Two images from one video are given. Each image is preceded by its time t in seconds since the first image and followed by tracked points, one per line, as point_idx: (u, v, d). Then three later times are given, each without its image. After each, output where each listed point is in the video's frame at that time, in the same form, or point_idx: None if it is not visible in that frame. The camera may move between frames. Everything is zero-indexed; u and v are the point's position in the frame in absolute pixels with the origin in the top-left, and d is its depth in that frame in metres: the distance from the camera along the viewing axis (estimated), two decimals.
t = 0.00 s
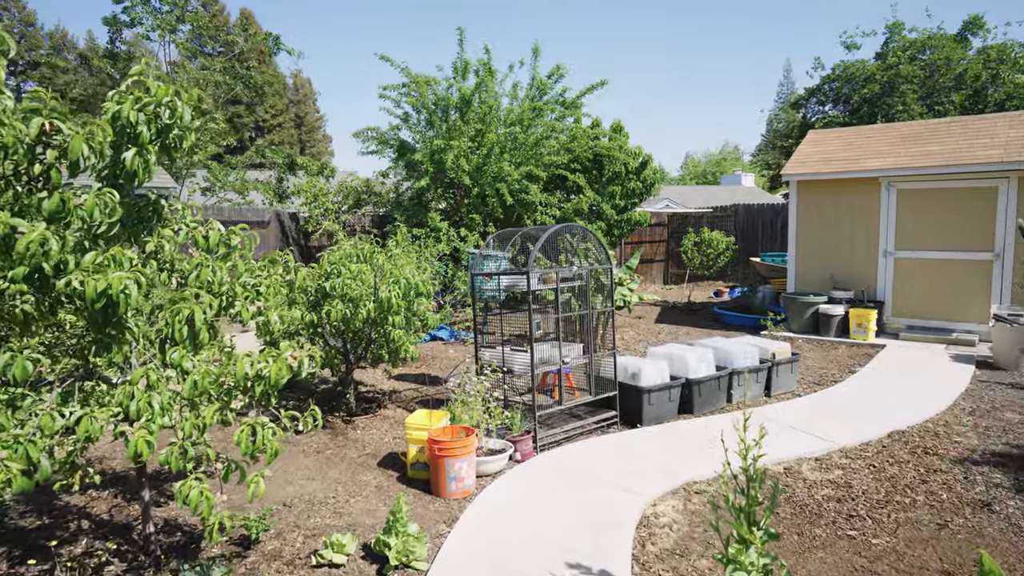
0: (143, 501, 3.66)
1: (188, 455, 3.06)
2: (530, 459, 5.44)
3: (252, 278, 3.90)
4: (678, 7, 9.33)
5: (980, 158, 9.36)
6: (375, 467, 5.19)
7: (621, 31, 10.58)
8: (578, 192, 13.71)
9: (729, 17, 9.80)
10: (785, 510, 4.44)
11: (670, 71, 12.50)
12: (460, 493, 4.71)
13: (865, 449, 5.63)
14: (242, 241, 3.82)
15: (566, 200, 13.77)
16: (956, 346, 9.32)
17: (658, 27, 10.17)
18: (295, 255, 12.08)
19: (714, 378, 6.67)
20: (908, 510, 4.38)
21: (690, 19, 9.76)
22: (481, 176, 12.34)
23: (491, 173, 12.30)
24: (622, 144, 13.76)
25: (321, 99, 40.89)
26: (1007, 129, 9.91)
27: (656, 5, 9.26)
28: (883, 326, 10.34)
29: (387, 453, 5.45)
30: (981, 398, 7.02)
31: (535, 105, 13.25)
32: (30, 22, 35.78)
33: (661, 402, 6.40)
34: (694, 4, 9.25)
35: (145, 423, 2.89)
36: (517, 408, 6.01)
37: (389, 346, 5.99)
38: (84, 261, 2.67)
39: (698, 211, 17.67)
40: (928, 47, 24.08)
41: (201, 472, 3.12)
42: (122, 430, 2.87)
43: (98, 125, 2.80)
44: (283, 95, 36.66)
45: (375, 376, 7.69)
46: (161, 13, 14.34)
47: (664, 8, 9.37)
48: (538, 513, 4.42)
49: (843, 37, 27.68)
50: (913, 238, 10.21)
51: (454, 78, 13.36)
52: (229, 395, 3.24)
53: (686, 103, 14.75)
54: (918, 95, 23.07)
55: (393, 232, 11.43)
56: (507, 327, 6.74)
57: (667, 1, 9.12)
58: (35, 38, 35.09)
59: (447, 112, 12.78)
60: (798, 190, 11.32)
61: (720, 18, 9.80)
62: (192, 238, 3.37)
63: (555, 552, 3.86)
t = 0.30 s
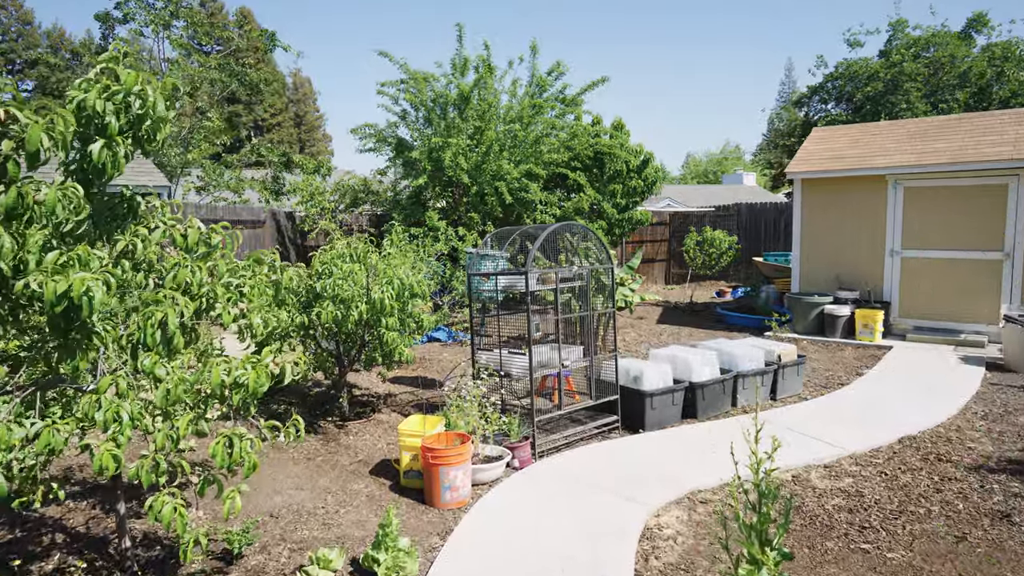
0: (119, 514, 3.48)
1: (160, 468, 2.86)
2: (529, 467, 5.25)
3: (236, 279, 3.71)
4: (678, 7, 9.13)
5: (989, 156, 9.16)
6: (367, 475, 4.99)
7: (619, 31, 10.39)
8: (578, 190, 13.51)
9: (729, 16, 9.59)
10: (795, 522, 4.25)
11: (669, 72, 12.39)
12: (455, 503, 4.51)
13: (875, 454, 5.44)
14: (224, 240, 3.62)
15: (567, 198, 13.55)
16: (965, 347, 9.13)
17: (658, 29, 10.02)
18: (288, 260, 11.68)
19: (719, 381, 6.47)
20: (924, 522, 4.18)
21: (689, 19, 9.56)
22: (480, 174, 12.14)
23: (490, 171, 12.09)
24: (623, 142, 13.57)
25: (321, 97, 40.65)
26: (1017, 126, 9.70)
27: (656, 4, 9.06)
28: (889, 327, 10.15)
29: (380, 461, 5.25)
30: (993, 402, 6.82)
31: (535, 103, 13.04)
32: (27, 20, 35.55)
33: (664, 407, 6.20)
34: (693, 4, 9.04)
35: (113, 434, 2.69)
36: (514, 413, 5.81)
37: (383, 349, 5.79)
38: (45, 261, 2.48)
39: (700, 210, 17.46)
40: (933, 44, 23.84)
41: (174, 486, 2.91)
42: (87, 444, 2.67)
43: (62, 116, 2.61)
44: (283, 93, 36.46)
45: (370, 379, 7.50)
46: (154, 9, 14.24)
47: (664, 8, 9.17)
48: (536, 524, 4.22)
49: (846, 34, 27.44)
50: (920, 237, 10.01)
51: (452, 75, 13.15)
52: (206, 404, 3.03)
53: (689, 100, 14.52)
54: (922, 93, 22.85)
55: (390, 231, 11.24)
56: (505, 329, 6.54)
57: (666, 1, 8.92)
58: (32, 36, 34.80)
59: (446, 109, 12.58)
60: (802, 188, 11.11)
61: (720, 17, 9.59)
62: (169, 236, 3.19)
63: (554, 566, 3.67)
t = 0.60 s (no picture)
0: (90, 536, 3.30)
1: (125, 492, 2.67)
2: (525, 480, 5.06)
3: (213, 287, 3.51)
4: (677, 6, 8.95)
5: (997, 157, 8.96)
6: (356, 488, 4.81)
7: (618, 30, 10.19)
8: (578, 191, 13.32)
9: (727, 16, 9.41)
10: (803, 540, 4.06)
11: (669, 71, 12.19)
12: (446, 519, 4.32)
13: (884, 466, 5.26)
14: (201, 245, 3.42)
15: (566, 199, 13.36)
16: (973, 352, 8.94)
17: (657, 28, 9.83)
18: (284, 265, 11.55)
19: (722, 389, 6.28)
20: (937, 540, 3.99)
21: (688, 19, 9.37)
22: (478, 175, 11.95)
23: (488, 171, 11.90)
24: (623, 142, 13.38)
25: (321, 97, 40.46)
26: None
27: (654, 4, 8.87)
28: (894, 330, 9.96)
29: (370, 473, 5.07)
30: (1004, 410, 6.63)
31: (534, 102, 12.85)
32: (26, 20, 35.40)
33: (664, 415, 6.01)
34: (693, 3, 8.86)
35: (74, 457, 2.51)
36: (510, 423, 5.62)
37: (375, 356, 5.61)
38: None
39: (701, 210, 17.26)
40: (936, 43, 23.61)
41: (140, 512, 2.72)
42: (44, 468, 2.48)
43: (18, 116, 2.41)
44: (282, 92, 36.31)
45: (363, 386, 7.31)
46: (148, 7, 13.97)
47: (663, 8, 8.99)
48: (531, 542, 4.03)
49: (848, 33, 27.21)
50: (926, 239, 9.82)
51: (450, 74, 12.95)
52: (176, 424, 2.84)
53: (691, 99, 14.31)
54: (925, 92, 22.64)
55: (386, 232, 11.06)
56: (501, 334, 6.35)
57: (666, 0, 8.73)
58: (31, 36, 34.64)
59: (444, 108, 12.38)
60: (806, 188, 10.92)
61: (720, 17, 9.40)
62: (141, 243, 2.99)
63: None
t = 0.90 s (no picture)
0: (69, 554, 3.15)
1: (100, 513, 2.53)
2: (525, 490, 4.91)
3: (198, 293, 3.35)
4: (678, 7, 8.81)
5: (1005, 158, 8.82)
6: (351, 499, 4.66)
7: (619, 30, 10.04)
8: (578, 191, 13.17)
9: (729, 17, 9.26)
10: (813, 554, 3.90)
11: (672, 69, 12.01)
12: (443, 532, 4.17)
13: (895, 475, 5.10)
14: (186, 249, 3.27)
15: (567, 199, 13.21)
16: (980, 355, 8.79)
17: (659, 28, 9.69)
18: (282, 266, 11.40)
19: (726, 394, 6.13)
20: (953, 556, 3.84)
21: (689, 19, 9.23)
22: (478, 175, 11.81)
23: (488, 171, 11.76)
24: (624, 142, 13.23)
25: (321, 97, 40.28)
26: None
27: (655, 4, 8.73)
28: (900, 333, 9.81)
29: (365, 483, 4.92)
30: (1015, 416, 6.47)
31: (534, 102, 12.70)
32: (25, 20, 35.25)
33: (668, 422, 5.86)
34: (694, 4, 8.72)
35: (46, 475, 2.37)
36: (510, 430, 5.48)
37: (370, 362, 5.45)
38: None
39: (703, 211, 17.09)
40: (939, 42, 23.45)
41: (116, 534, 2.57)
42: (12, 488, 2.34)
43: None
44: (281, 91, 36.19)
45: (360, 391, 7.17)
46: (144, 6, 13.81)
47: (664, 8, 8.85)
48: (532, 556, 3.88)
49: (850, 32, 27.04)
50: (932, 241, 9.67)
51: (449, 74, 12.80)
52: (157, 439, 2.70)
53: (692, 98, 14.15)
54: (928, 92, 22.49)
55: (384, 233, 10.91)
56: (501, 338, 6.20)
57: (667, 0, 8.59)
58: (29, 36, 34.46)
59: (443, 108, 12.22)
60: (810, 188, 10.76)
61: (720, 17, 9.25)
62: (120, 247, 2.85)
63: None
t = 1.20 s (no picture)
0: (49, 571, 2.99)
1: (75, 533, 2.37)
2: (528, 498, 4.74)
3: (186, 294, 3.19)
4: (680, 5, 8.66)
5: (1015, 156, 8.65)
6: (347, 508, 4.49)
7: (621, 29, 9.88)
8: (580, 190, 13.00)
9: (731, 16, 9.11)
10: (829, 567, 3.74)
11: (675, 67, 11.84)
12: (443, 543, 4.01)
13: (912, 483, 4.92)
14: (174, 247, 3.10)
15: (569, 198, 13.05)
16: (991, 357, 8.62)
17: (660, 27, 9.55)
18: (282, 266, 11.24)
19: (734, 398, 5.97)
20: (976, 570, 3.66)
21: (691, 18, 9.07)
22: (478, 174, 11.65)
23: (489, 170, 11.60)
24: (627, 141, 13.05)
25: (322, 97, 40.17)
26: None
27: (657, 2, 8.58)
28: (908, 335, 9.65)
29: (363, 491, 4.76)
30: None
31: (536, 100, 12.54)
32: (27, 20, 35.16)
33: (674, 427, 5.70)
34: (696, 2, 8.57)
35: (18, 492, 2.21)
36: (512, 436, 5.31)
37: (368, 365, 5.29)
38: None
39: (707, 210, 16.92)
40: (943, 41, 23.29)
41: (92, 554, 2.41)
42: None
43: None
44: (282, 91, 36.08)
45: (359, 394, 7.02)
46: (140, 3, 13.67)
47: (666, 6, 8.70)
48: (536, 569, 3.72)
49: (852, 32, 26.89)
50: (940, 241, 9.52)
51: (450, 72, 12.63)
52: (139, 451, 2.53)
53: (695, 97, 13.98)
54: (932, 91, 22.33)
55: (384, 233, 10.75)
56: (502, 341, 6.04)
57: None
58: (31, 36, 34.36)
59: (444, 106, 12.07)
60: (816, 188, 10.59)
61: (722, 16, 9.11)
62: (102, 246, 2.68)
63: None
